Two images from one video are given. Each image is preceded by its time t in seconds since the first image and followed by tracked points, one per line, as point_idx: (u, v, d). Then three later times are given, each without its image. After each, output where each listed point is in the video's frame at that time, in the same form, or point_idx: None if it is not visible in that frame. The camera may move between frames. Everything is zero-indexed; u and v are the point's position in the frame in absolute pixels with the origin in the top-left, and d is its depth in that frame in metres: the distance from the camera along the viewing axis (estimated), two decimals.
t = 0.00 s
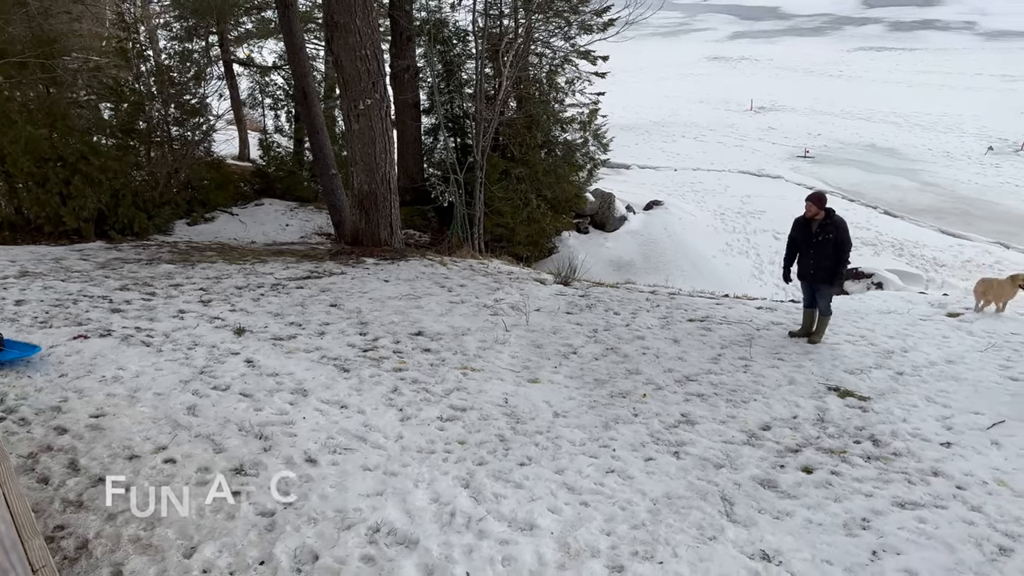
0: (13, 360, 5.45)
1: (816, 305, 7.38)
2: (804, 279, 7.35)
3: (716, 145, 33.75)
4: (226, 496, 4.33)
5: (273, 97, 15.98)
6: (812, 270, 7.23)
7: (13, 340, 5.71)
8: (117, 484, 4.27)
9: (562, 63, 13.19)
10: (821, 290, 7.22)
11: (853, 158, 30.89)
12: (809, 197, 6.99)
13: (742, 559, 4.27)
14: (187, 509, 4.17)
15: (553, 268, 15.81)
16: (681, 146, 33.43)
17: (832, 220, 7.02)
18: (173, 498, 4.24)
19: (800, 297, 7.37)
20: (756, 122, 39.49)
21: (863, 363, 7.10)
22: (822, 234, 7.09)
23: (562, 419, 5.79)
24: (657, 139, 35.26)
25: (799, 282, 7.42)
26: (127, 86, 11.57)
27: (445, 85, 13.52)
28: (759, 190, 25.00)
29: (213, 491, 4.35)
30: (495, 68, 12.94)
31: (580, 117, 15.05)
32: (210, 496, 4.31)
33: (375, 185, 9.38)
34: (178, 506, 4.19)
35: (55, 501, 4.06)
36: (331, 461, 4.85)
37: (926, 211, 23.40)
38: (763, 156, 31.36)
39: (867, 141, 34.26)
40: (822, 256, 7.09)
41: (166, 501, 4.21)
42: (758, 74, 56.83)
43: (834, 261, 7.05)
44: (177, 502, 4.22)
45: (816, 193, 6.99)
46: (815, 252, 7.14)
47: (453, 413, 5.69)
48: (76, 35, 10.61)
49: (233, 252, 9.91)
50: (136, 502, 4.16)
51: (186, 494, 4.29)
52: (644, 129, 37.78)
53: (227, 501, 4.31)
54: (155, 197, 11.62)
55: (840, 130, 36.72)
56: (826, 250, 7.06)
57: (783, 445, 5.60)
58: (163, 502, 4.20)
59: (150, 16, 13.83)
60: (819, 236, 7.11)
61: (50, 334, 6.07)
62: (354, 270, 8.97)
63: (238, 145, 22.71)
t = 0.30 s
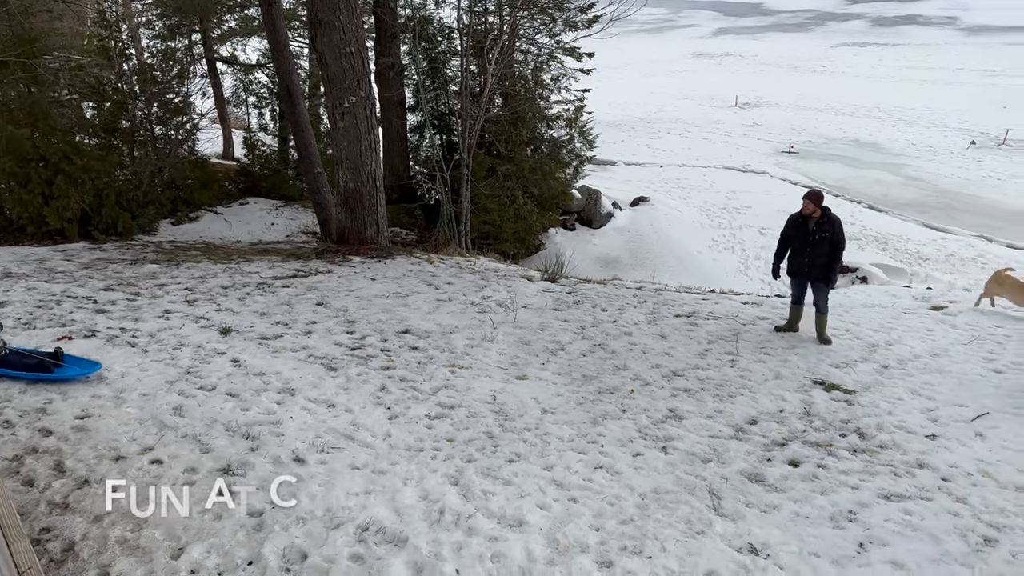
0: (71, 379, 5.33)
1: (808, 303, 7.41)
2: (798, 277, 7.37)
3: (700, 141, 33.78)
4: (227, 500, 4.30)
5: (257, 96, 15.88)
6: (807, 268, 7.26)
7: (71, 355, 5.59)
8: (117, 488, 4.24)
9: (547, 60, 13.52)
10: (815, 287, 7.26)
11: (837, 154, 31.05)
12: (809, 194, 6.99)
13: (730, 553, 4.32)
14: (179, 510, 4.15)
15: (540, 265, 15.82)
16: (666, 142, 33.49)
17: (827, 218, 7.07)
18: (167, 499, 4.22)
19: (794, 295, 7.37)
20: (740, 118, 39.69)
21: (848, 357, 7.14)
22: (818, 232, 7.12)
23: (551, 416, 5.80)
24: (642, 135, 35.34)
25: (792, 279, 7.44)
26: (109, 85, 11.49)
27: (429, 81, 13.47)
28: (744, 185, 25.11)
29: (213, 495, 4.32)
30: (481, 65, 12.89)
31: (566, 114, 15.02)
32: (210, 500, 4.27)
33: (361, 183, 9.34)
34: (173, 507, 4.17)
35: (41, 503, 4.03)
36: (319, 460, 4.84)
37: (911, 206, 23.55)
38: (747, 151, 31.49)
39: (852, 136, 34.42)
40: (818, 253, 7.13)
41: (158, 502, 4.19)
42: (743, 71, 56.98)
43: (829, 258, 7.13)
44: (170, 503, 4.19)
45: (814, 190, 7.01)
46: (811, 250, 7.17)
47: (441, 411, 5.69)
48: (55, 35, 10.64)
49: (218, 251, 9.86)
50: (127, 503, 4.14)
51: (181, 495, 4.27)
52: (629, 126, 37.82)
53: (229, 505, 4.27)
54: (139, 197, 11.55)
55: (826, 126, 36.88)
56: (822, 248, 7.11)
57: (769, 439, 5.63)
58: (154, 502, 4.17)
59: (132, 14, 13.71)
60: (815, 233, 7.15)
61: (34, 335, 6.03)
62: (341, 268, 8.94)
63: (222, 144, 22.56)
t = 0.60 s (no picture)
0: (136, 395, 5.28)
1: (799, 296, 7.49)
2: (790, 272, 7.40)
3: (678, 137, 33.90)
4: (227, 504, 4.28)
5: (233, 93, 15.66)
6: (800, 263, 7.28)
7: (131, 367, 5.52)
8: (116, 491, 4.23)
9: (524, 56, 13.65)
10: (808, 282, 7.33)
11: (812, 148, 31.33)
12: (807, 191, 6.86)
13: (711, 545, 4.40)
14: (180, 510, 4.16)
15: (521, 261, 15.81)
16: (644, 138, 33.59)
17: (821, 213, 7.04)
18: (167, 499, 4.23)
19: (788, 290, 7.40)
20: (717, 113, 39.91)
21: (826, 349, 7.21)
22: (812, 228, 7.10)
23: (532, 411, 5.80)
24: (620, 131, 35.40)
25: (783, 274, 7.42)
26: (82, 83, 11.33)
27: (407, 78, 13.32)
28: (722, 180, 25.26)
29: (213, 499, 4.29)
30: (459, 62, 12.82)
31: (544, 110, 14.79)
32: (211, 504, 4.26)
33: (339, 181, 9.29)
34: (174, 507, 4.18)
35: (18, 507, 3.99)
36: (300, 459, 4.83)
37: (886, 199, 23.80)
38: (724, 146, 31.68)
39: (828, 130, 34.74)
40: (813, 249, 7.16)
41: (158, 502, 4.20)
42: (718, 66, 57.22)
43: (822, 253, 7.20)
44: (170, 503, 4.21)
45: (810, 187, 6.88)
46: (805, 246, 7.18)
47: (423, 408, 5.68)
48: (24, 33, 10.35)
49: (195, 251, 9.76)
50: (126, 504, 4.15)
51: (181, 495, 4.29)
52: (607, 122, 37.87)
53: (227, 509, 4.25)
54: (114, 196, 11.42)
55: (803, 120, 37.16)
56: (816, 244, 7.14)
57: (749, 431, 5.68)
58: (154, 502, 4.19)
59: (104, 12, 13.50)
60: (810, 229, 7.12)
61: (9, 337, 5.95)
62: (320, 266, 8.88)
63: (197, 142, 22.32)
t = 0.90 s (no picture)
0: (204, 403, 5.32)
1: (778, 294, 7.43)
2: (771, 269, 7.35)
3: (649, 132, 33.92)
4: (227, 506, 4.26)
5: (199, 91, 15.26)
6: (781, 259, 7.28)
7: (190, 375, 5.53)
8: (117, 493, 4.22)
9: (495, 52, 13.47)
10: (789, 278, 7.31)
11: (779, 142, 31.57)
12: (789, 185, 6.95)
13: (685, 536, 4.47)
14: (180, 510, 4.17)
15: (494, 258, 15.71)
16: (615, 134, 33.63)
17: (800, 208, 7.15)
18: (167, 500, 4.24)
19: (771, 287, 7.31)
20: (687, 108, 39.98)
21: (796, 341, 7.30)
22: (793, 224, 7.17)
23: (507, 407, 5.81)
24: (590, 127, 35.34)
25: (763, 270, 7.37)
26: (45, 82, 11.16)
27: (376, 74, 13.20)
28: (692, 175, 25.37)
29: (213, 502, 4.27)
30: (428, 57, 12.69)
31: (515, 106, 14.37)
32: (211, 507, 4.23)
33: (309, 178, 9.22)
34: (174, 508, 4.19)
35: None
36: (273, 460, 4.79)
37: (855, 192, 23.94)
38: (694, 141, 31.82)
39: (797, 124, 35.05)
40: (794, 245, 7.19)
41: (158, 502, 4.21)
42: (688, 62, 57.20)
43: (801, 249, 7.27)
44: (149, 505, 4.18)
45: (791, 182, 6.99)
46: (787, 241, 7.20)
47: (397, 406, 5.66)
48: None
49: (163, 251, 9.62)
50: (127, 505, 4.16)
51: (181, 495, 4.29)
52: (577, 117, 37.89)
53: (228, 512, 4.23)
54: (79, 196, 11.20)
55: (772, 115, 37.32)
56: (796, 239, 7.20)
57: (721, 423, 5.73)
58: (154, 502, 4.20)
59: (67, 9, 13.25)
60: (791, 225, 7.16)
61: None
62: (291, 265, 8.79)
63: (164, 140, 21.85)
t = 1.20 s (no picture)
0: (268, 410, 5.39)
1: (750, 293, 7.37)
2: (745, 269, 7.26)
3: (610, 127, 32.93)
4: (227, 508, 4.27)
5: (155, 89, 14.91)
6: (755, 258, 7.18)
7: (251, 381, 5.61)
8: (117, 494, 4.26)
9: (456, 49, 12.93)
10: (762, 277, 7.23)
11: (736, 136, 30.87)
12: (758, 186, 6.84)
13: (651, 526, 4.55)
14: (180, 510, 4.19)
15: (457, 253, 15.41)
16: (578, 129, 32.51)
17: (769, 207, 7.07)
18: (167, 500, 4.27)
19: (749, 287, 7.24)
20: (646, 103, 38.95)
21: (757, 332, 7.40)
22: (764, 223, 7.09)
23: (473, 404, 5.81)
24: (551, 122, 34.30)
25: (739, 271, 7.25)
26: None
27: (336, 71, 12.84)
28: (653, 169, 24.79)
29: (213, 504, 4.27)
30: (388, 53, 12.40)
31: (476, 102, 14.24)
32: (210, 509, 4.23)
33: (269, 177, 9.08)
34: (174, 508, 4.21)
35: None
36: (236, 462, 4.74)
37: (813, 184, 23.17)
38: (655, 136, 30.91)
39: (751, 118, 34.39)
40: (766, 243, 7.12)
41: (158, 502, 4.24)
42: (648, 55, 56.07)
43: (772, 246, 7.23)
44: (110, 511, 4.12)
45: (758, 182, 6.87)
46: (759, 240, 7.11)
47: (362, 405, 5.63)
48: None
49: (120, 252, 9.43)
50: (128, 506, 4.19)
51: (181, 495, 4.32)
52: (539, 113, 36.69)
53: (228, 514, 4.23)
54: (32, 198, 10.97)
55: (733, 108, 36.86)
56: (767, 238, 7.14)
57: (685, 413, 5.80)
58: (154, 503, 4.23)
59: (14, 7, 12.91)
60: (763, 224, 7.08)
61: None
62: (252, 264, 8.62)
63: (119, 140, 21.19)
